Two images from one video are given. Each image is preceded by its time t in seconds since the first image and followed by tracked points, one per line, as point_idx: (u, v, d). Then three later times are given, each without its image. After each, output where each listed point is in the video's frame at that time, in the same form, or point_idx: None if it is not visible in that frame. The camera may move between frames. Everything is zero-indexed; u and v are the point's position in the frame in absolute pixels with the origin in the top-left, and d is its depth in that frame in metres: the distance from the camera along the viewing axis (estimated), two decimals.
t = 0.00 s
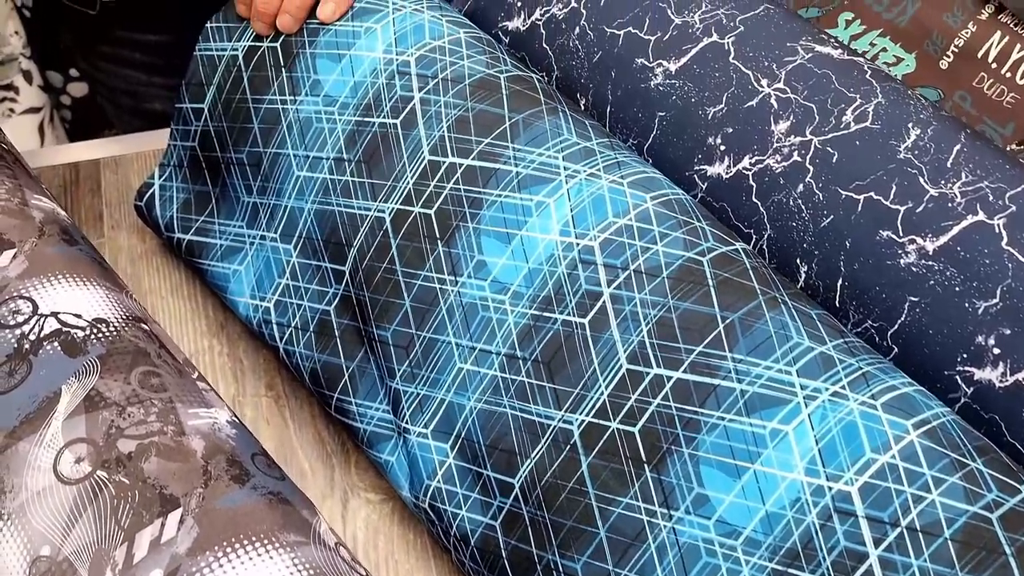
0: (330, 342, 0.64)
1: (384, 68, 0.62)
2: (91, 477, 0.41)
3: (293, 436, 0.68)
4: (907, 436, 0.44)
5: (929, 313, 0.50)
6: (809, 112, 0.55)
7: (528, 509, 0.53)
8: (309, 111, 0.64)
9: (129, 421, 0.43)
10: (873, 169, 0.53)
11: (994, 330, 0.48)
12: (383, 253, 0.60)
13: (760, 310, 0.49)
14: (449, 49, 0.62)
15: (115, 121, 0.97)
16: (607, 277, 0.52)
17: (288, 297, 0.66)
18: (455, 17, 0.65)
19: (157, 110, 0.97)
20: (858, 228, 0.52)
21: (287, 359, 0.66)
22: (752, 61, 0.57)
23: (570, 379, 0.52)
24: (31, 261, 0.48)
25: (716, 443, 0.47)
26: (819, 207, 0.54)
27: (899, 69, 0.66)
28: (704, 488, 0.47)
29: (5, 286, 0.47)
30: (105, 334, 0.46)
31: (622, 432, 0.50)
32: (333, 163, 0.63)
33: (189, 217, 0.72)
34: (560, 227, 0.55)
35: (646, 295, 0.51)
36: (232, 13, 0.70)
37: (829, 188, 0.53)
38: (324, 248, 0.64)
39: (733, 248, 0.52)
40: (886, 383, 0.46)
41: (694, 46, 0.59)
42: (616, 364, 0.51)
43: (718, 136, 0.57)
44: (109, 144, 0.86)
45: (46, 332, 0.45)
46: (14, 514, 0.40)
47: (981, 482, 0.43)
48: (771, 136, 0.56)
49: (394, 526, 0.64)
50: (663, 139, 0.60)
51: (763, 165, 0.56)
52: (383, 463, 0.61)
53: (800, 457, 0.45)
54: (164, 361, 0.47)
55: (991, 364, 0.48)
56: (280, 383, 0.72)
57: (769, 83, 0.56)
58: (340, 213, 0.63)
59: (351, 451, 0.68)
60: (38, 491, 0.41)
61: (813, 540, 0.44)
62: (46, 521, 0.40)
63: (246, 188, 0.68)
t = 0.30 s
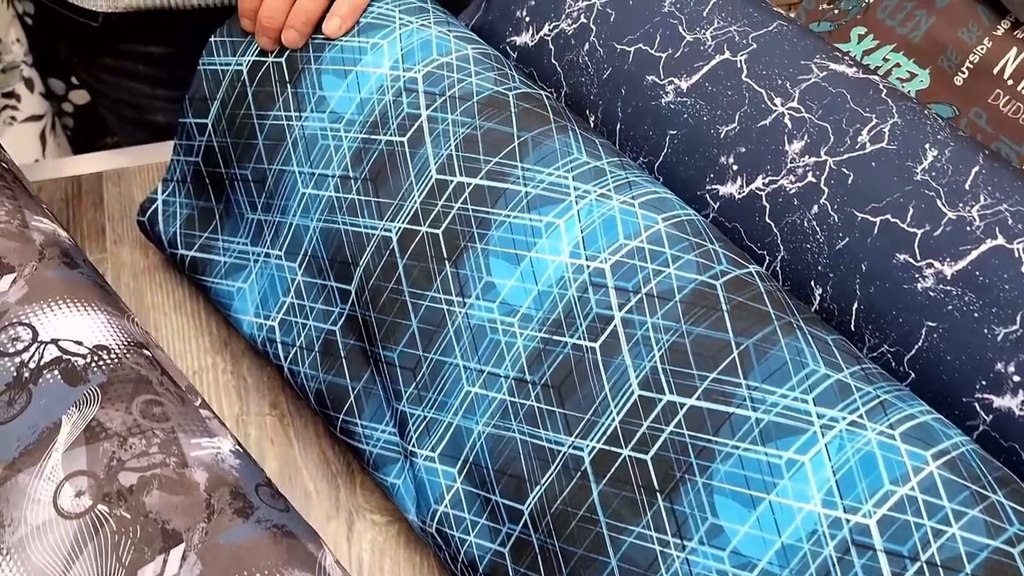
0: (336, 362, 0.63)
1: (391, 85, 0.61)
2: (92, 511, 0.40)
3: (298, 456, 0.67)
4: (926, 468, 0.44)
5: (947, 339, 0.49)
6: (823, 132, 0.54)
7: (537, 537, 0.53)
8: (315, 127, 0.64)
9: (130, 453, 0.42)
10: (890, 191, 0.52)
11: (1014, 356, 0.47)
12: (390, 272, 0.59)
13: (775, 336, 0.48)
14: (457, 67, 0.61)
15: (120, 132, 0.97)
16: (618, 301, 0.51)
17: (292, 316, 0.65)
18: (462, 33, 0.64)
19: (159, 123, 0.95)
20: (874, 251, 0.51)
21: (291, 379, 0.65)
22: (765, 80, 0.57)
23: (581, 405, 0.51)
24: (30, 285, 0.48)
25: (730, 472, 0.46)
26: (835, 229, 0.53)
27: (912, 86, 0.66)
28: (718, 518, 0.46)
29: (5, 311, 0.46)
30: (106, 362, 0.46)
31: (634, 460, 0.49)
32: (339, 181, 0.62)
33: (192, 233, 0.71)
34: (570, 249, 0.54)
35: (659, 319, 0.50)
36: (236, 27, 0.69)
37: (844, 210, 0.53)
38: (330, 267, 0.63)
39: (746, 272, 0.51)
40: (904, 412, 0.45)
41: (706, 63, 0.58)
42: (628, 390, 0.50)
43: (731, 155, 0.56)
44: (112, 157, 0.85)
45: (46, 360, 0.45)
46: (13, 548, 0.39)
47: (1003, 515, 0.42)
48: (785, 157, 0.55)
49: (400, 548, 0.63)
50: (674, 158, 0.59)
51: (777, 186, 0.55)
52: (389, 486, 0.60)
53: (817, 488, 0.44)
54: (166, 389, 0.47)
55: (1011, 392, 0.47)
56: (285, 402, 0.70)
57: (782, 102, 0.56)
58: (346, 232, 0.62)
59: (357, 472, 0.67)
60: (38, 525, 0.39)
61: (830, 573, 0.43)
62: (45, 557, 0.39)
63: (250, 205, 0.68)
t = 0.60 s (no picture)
0: (345, 383, 0.62)
1: (402, 103, 0.61)
2: (97, 548, 0.39)
3: (306, 476, 0.66)
4: (951, 501, 0.43)
5: (970, 366, 0.48)
6: (843, 154, 0.53)
7: (552, 565, 0.52)
8: (325, 145, 0.63)
9: (135, 487, 0.41)
10: (911, 215, 0.51)
11: None
12: (401, 293, 0.58)
13: (795, 363, 0.47)
14: (470, 84, 0.60)
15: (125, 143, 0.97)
16: (635, 326, 0.51)
17: (301, 335, 0.64)
18: (474, 49, 0.63)
19: (165, 135, 0.94)
20: (895, 276, 0.51)
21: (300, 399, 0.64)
22: (783, 100, 0.56)
23: (596, 432, 0.50)
24: (34, 312, 0.47)
25: (750, 504, 0.45)
26: (855, 253, 0.52)
27: (928, 104, 0.66)
28: (738, 550, 0.46)
29: (8, 339, 0.45)
30: (110, 392, 0.45)
31: (651, 489, 0.48)
32: (349, 200, 0.61)
33: (200, 249, 0.70)
34: (585, 272, 0.53)
35: (676, 345, 0.49)
36: (246, 42, 0.69)
37: (864, 233, 0.52)
38: (339, 286, 0.62)
39: (765, 296, 0.50)
40: (928, 442, 0.45)
41: (722, 82, 0.57)
42: (644, 417, 0.49)
43: (748, 176, 0.55)
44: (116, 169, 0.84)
45: (50, 390, 0.44)
46: None
47: None
48: (804, 178, 0.54)
49: (410, 571, 0.62)
50: (689, 178, 0.58)
51: (795, 208, 0.54)
52: (399, 510, 0.59)
53: (840, 521, 0.43)
54: (173, 419, 0.45)
55: None
56: (293, 421, 0.69)
57: (800, 123, 0.55)
58: (356, 251, 0.61)
59: (366, 493, 0.66)
60: (42, 563, 0.39)
61: None
62: None
63: (259, 222, 0.67)
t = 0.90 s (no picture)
0: (344, 406, 0.61)
1: (403, 121, 0.60)
2: None
3: (303, 500, 0.65)
4: (966, 540, 0.41)
5: (984, 398, 0.47)
6: (854, 177, 0.52)
7: None
8: (324, 163, 0.62)
9: (123, 526, 0.40)
10: (924, 242, 0.49)
11: None
12: (401, 316, 0.57)
13: (805, 395, 0.46)
14: (472, 102, 0.59)
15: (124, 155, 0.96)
16: (640, 354, 0.49)
17: (299, 357, 0.63)
18: (476, 66, 0.62)
19: (163, 148, 0.93)
20: (907, 303, 0.49)
21: (298, 423, 0.63)
22: (793, 121, 0.54)
23: (600, 463, 0.49)
24: (21, 341, 0.46)
25: (758, 540, 0.44)
26: (866, 279, 0.50)
27: (940, 122, 0.67)
28: None
29: None
30: (98, 425, 0.44)
31: (656, 523, 0.47)
32: (349, 220, 0.60)
33: (197, 267, 0.69)
34: (589, 297, 0.51)
35: (682, 375, 0.48)
36: (245, 57, 0.67)
37: (876, 259, 0.50)
38: (338, 307, 0.61)
39: (775, 324, 0.49)
40: (942, 478, 0.43)
41: (730, 102, 0.56)
42: (650, 449, 0.48)
43: (756, 199, 0.54)
44: (112, 184, 0.83)
45: (36, 424, 0.43)
46: None
47: None
48: (814, 202, 0.53)
49: None
50: (696, 199, 0.57)
51: (805, 232, 0.53)
52: (398, 538, 0.58)
53: (851, 560, 0.42)
54: (162, 453, 0.44)
55: None
56: (291, 442, 0.68)
57: (810, 145, 0.53)
58: (355, 272, 0.60)
59: (365, 517, 0.64)
60: None
61: None
62: None
63: (257, 241, 0.66)
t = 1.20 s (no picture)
0: (338, 432, 0.59)
1: (400, 139, 0.58)
2: None
3: (297, 526, 0.63)
4: None
5: (1002, 434, 0.45)
6: (866, 201, 0.50)
7: None
8: (319, 181, 0.60)
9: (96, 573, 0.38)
10: (939, 269, 0.48)
11: None
12: (397, 340, 0.55)
13: (815, 430, 0.44)
14: (471, 119, 0.57)
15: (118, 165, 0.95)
16: (643, 385, 0.47)
17: (292, 380, 0.61)
18: (476, 81, 0.60)
19: (156, 160, 0.93)
20: (921, 333, 0.47)
21: (290, 447, 0.61)
22: (802, 142, 0.53)
23: (601, 498, 0.47)
24: None
25: None
26: (878, 307, 0.49)
27: (956, 140, 0.71)
28: None
29: None
30: (73, 464, 0.42)
31: (659, 562, 0.45)
32: (344, 240, 0.58)
33: (189, 286, 0.67)
34: (591, 324, 0.50)
35: (688, 408, 0.46)
36: (238, 71, 0.66)
37: (888, 286, 0.48)
38: (332, 330, 0.59)
39: (784, 354, 0.47)
40: (958, 519, 0.41)
41: (737, 122, 0.54)
42: (653, 485, 0.46)
43: (764, 222, 0.52)
44: (105, 198, 0.82)
45: (9, 463, 0.41)
46: None
47: None
48: (824, 227, 0.51)
49: None
50: (701, 222, 0.55)
51: (815, 257, 0.51)
52: (392, 569, 0.56)
53: None
54: (140, 492, 0.43)
55: None
56: (284, 466, 0.66)
57: (820, 166, 0.52)
58: (350, 294, 0.58)
59: (359, 545, 0.62)
60: None
61: None
62: None
63: (249, 259, 0.64)
